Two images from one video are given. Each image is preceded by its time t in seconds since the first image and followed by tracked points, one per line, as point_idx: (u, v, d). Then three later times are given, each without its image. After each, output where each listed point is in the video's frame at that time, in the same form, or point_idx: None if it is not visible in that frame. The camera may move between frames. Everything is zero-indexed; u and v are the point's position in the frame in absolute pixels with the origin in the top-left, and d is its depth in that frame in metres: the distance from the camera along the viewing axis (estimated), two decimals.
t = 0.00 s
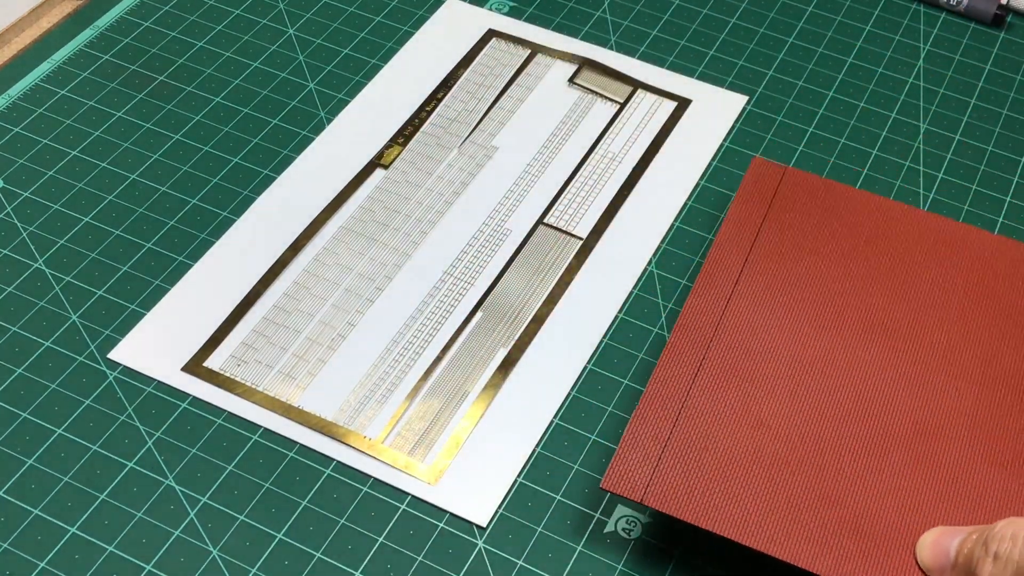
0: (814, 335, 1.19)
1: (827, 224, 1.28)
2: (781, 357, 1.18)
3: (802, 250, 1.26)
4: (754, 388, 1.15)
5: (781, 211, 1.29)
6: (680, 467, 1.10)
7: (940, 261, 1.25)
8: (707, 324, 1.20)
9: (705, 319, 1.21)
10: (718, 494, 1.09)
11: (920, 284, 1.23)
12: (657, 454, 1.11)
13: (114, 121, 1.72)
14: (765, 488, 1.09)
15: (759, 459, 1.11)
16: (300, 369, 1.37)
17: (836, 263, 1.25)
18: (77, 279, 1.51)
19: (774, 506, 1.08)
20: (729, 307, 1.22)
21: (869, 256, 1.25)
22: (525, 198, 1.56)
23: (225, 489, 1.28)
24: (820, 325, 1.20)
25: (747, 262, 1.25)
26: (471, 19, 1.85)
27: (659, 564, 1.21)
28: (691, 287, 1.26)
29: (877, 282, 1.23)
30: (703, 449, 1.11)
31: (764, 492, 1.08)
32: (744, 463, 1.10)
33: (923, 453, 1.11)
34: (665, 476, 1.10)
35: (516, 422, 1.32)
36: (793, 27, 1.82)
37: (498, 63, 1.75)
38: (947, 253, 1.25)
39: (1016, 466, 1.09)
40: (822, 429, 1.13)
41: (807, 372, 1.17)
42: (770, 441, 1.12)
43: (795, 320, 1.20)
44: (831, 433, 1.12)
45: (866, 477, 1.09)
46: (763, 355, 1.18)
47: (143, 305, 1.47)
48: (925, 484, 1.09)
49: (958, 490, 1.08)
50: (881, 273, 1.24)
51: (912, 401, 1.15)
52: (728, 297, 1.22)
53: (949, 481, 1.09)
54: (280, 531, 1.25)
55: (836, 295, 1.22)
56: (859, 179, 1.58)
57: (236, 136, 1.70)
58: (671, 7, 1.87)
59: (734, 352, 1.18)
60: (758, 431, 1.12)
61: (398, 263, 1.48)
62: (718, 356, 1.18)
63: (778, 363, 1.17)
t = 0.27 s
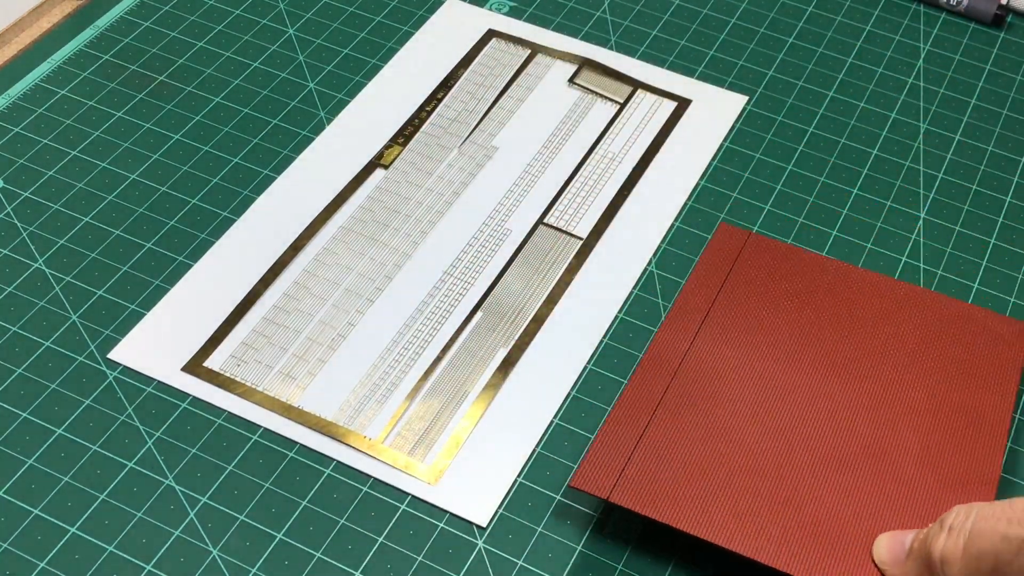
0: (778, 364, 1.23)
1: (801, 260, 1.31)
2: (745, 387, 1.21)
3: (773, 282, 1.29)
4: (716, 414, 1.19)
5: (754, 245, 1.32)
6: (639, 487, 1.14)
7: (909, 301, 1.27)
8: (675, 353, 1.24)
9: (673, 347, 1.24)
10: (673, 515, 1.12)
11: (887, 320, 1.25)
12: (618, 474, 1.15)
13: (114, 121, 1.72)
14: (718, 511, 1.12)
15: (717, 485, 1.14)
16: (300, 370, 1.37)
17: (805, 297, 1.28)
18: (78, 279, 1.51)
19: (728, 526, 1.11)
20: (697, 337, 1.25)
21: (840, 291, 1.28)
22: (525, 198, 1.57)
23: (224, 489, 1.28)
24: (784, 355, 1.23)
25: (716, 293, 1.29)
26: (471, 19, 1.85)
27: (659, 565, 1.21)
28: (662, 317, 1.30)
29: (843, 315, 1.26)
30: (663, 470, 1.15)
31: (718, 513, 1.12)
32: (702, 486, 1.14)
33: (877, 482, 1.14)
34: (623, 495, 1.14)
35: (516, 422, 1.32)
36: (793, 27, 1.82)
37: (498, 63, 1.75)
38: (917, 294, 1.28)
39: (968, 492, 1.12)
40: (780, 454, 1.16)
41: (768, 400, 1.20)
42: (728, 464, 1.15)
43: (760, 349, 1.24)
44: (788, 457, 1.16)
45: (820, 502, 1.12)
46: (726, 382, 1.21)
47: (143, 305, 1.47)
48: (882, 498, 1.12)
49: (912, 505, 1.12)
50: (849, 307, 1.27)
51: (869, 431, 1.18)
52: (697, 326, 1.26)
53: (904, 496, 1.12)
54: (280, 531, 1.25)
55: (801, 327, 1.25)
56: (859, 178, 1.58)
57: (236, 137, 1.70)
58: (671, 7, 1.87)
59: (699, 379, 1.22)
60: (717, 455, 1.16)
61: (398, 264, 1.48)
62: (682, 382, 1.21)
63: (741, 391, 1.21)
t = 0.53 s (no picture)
0: (754, 380, 1.27)
1: (780, 274, 1.36)
2: (724, 397, 1.26)
3: (752, 296, 1.34)
4: (695, 424, 1.24)
5: (734, 262, 1.38)
6: (618, 493, 1.19)
7: (883, 319, 1.31)
8: (657, 365, 1.29)
9: (654, 359, 1.30)
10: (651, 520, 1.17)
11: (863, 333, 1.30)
12: (599, 480, 1.20)
13: (114, 121, 1.72)
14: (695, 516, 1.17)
15: (695, 492, 1.19)
16: (300, 370, 1.37)
17: (782, 310, 1.33)
18: (78, 279, 1.51)
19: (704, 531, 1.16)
20: (679, 350, 1.30)
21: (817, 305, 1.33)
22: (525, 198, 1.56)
23: (224, 489, 1.28)
24: (762, 367, 1.28)
25: (696, 307, 1.34)
26: (471, 19, 1.85)
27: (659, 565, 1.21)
28: (644, 328, 1.35)
29: (820, 329, 1.31)
30: (639, 483, 1.19)
31: (694, 519, 1.17)
32: (680, 494, 1.19)
33: (846, 494, 1.18)
34: (603, 501, 1.19)
35: (516, 422, 1.32)
36: (792, 27, 1.82)
37: (498, 64, 1.75)
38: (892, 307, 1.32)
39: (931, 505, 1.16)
40: (756, 462, 1.21)
41: (746, 410, 1.25)
42: (705, 472, 1.20)
43: (738, 361, 1.29)
44: (764, 465, 1.20)
45: (790, 514, 1.17)
46: (707, 393, 1.26)
47: (143, 305, 1.47)
48: (847, 511, 1.17)
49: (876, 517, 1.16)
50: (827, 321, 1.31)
51: (842, 440, 1.22)
52: (678, 339, 1.31)
53: (869, 509, 1.17)
54: (280, 531, 1.25)
55: (779, 339, 1.30)
56: (859, 179, 1.58)
57: (236, 137, 1.70)
58: (671, 7, 1.87)
59: (680, 390, 1.27)
60: (693, 468, 1.21)
61: (398, 264, 1.48)
62: (663, 393, 1.27)
63: (720, 402, 1.26)
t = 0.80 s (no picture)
0: (737, 383, 1.28)
1: (805, 286, 1.37)
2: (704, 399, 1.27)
3: (767, 301, 1.36)
4: (667, 419, 1.26)
5: (764, 270, 1.39)
6: (566, 476, 1.21)
7: (880, 341, 1.31)
8: (651, 359, 1.31)
9: (651, 352, 1.32)
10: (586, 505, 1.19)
11: (867, 356, 1.30)
12: (553, 461, 1.23)
13: (114, 121, 1.72)
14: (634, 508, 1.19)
15: (641, 486, 1.20)
16: (301, 370, 1.37)
17: (794, 319, 1.34)
18: (77, 279, 1.51)
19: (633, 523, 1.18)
20: (677, 347, 1.32)
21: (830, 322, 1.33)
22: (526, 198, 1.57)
23: (224, 489, 1.28)
24: (755, 376, 1.29)
25: (705, 308, 1.36)
26: (470, 19, 1.85)
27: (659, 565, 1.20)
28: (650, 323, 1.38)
29: (825, 344, 1.31)
30: (599, 467, 1.22)
31: (630, 509, 1.19)
32: (628, 485, 1.20)
33: (797, 508, 1.19)
34: (549, 479, 1.21)
35: (516, 422, 1.32)
36: (792, 27, 1.83)
37: (498, 63, 1.76)
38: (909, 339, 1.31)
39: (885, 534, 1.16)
40: (712, 459, 1.22)
41: (723, 415, 1.26)
42: (660, 466, 1.22)
43: (733, 365, 1.30)
44: (724, 468, 1.22)
45: (737, 518, 1.18)
46: (693, 392, 1.28)
47: (143, 305, 1.47)
48: (794, 526, 1.17)
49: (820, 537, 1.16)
50: (835, 337, 1.32)
51: (806, 455, 1.23)
52: (679, 337, 1.33)
53: (815, 526, 1.17)
54: (280, 531, 1.25)
55: (779, 348, 1.31)
56: (859, 178, 1.58)
57: (236, 137, 1.70)
58: (671, 7, 1.87)
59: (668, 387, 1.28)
60: (655, 462, 1.22)
61: (399, 264, 1.48)
62: (648, 385, 1.29)
63: (699, 399, 1.27)
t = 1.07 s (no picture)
0: (735, 411, 1.30)
1: (840, 321, 1.38)
2: (707, 427, 1.29)
3: (796, 333, 1.37)
4: (666, 442, 1.28)
5: (803, 303, 1.40)
6: (549, 489, 1.25)
7: (886, 382, 1.31)
8: (664, 383, 1.34)
9: (667, 375, 1.35)
10: (561, 520, 1.23)
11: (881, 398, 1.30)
12: (543, 474, 1.26)
13: (114, 121, 1.72)
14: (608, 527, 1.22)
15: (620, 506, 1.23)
16: (300, 371, 1.37)
17: (817, 352, 1.35)
18: (77, 279, 1.51)
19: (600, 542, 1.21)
20: (694, 373, 1.34)
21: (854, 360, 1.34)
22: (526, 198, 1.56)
23: (224, 489, 1.28)
24: (766, 408, 1.30)
25: (731, 337, 1.38)
26: (470, 19, 1.85)
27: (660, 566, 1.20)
28: (663, 343, 1.40)
29: (841, 381, 1.32)
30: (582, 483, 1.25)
31: (605, 526, 1.22)
32: (609, 506, 1.23)
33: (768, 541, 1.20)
34: (533, 491, 1.25)
35: (516, 422, 1.32)
36: (792, 27, 1.83)
37: (498, 64, 1.76)
38: (931, 391, 1.30)
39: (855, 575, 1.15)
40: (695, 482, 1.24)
41: (722, 443, 1.28)
42: (642, 487, 1.25)
43: (747, 394, 1.32)
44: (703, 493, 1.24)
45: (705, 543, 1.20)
46: (694, 417, 1.30)
47: (143, 305, 1.47)
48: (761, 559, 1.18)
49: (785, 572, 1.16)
50: (855, 375, 1.32)
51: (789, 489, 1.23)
52: (698, 362, 1.35)
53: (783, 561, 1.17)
54: (280, 531, 1.25)
55: (796, 380, 1.32)
56: (859, 179, 1.58)
57: (236, 137, 1.70)
58: (671, 8, 1.88)
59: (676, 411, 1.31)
60: (638, 483, 1.25)
61: (399, 264, 1.48)
62: (656, 407, 1.31)
63: (703, 424, 1.29)
